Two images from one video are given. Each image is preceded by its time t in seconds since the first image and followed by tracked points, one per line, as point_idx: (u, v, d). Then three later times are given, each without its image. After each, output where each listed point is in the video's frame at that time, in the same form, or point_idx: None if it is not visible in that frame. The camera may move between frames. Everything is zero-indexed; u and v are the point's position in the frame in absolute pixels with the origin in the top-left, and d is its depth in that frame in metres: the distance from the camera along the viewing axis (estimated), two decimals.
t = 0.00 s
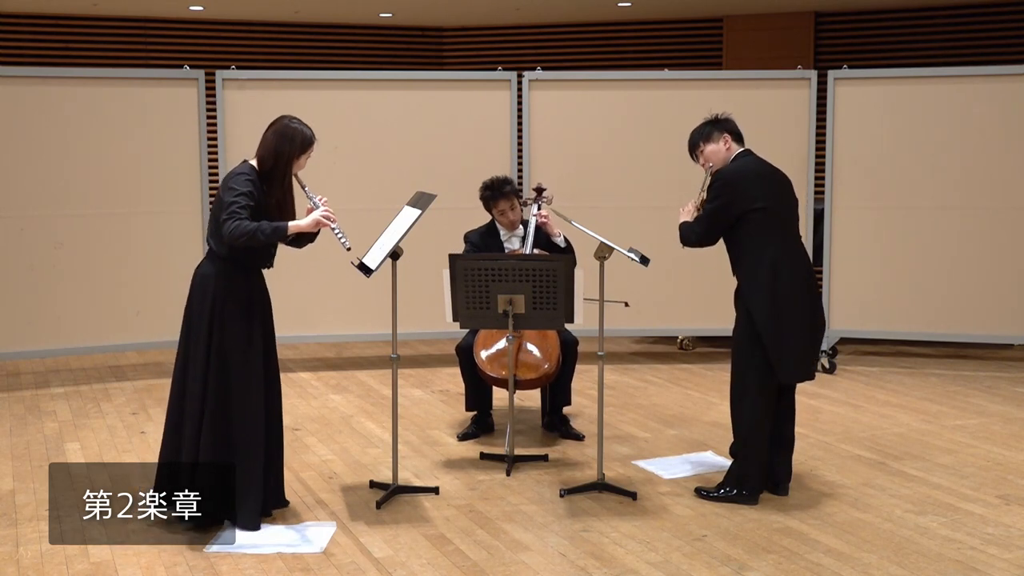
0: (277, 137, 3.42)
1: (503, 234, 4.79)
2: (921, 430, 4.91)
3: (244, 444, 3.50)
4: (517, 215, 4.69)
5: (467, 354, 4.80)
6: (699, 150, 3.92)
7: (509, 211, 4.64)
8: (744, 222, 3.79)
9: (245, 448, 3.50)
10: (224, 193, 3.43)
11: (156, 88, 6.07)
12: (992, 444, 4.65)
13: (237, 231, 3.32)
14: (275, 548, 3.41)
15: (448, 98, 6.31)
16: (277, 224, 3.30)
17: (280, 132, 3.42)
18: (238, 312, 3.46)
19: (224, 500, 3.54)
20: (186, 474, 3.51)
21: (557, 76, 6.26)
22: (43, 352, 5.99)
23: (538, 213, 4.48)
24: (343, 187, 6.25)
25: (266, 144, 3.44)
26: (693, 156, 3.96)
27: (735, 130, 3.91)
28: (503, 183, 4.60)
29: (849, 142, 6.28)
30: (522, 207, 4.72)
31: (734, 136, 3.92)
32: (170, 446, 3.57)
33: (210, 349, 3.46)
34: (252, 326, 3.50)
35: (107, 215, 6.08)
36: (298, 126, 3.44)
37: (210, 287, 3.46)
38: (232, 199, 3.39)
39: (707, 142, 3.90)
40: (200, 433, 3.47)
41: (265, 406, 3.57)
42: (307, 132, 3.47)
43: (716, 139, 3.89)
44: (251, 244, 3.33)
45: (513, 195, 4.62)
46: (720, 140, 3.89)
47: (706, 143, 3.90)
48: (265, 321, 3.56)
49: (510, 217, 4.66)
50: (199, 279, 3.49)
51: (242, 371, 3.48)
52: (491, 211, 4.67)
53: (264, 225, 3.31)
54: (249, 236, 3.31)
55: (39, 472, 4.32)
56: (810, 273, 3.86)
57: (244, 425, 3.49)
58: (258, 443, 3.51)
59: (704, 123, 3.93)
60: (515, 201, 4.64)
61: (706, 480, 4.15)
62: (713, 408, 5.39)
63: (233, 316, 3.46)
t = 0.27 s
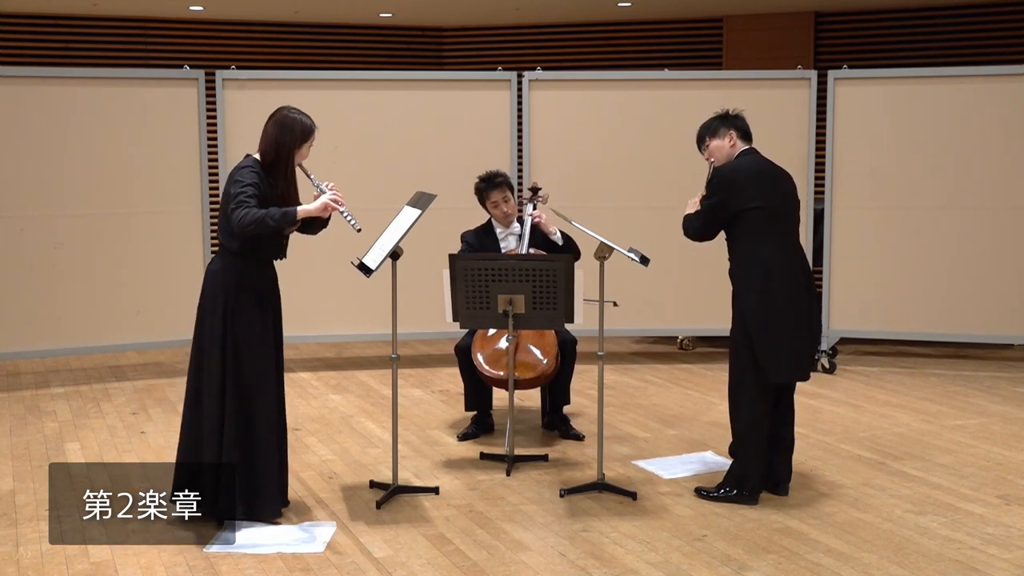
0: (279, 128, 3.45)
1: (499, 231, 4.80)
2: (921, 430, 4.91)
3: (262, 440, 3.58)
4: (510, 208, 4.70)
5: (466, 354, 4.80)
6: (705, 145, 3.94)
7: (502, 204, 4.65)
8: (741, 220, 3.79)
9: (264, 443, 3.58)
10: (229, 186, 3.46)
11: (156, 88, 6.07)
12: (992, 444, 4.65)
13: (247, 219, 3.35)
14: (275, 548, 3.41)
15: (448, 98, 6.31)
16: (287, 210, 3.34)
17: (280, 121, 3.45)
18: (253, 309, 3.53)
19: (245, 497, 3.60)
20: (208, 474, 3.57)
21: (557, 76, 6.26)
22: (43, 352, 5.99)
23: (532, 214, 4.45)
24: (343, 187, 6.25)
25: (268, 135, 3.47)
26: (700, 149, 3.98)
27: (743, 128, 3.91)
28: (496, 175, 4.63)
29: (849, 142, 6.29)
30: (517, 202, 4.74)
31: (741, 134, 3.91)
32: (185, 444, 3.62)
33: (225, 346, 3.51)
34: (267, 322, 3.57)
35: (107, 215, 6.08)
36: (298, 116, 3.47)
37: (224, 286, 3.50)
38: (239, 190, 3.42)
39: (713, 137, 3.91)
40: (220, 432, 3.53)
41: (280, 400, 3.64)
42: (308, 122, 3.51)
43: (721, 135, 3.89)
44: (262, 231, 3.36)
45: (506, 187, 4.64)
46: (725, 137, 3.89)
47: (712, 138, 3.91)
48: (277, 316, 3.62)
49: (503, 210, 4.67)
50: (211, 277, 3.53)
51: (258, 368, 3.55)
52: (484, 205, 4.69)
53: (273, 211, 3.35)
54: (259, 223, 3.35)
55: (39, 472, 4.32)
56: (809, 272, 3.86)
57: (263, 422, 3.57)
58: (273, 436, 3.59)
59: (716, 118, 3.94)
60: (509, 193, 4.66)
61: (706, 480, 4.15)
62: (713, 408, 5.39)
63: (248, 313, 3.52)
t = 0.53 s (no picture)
0: (271, 121, 3.45)
1: (497, 229, 4.80)
2: (921, 430, 4.91)
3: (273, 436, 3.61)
4: (509, 203, 4.69)
5: (465, 354, 4.80)
6: (714, 137, 3.94)
7: (500, 198, 4.65)
8: (741, 217, 3.79)
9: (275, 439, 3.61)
10: (230, 185, 3.47)
11: (156, 88, 6.07)
12: (992, 444, 4.65)
13: (252, 209, 3.35)
14: (275, 548, 3.41)
15: (448, 98, 6.31)
16: (291, 196, 3.33)
17: (273, 114, 3.44)
18: (263, 305, 3.54)
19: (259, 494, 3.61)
20: (221, 474, 3.55)
21: (558, 76, 6.27)
22: (44, 352, 5.99)
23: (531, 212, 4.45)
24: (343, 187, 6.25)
25: (262, 128, 3.47)
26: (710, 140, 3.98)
27: (754, 126, 3.89)
28: (495, 169, 4.65)
29: (849, 142, 6.29)
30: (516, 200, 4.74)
31: (751, 131, 3.89)
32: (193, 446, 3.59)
33: (237, 344, 3.51)
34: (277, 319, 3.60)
35: (107, 215, 6.08)
36: (289, 106, 3.45)
37: (235, 285, 3.50)
38: (240, 184, 3.42)
39: (721, 131, 3.90)
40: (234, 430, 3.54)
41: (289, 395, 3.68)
42: (299, 111, 3.49)
43: (730, 130, 3.88)
44: (268, 220, 3.35)
45: (506, 181, 4.65)
46: (733, 132, 3.87)
47: (721, 131, 3.90)
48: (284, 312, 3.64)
49: (501, 204, 4.66)
50: (219, 277, 3.50)
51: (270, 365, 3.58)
52: (483, 199, 4.69)
53: (276, 199, 3.34)
54: (265, 212, 3.34)
55: (39, 472, 4.32)
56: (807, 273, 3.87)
57: (275, 418, 3.60)
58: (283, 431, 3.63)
59: (729, 112, 3.92)
60: (508, 188, 4.66)
61: (706, 481, 4.15)
62: (713, 408, 5.38)
63: (259, 311, 3.54)
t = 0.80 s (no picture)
0: (260, 118, 3.44)
1: (498, 227, 4.80)
2: (921, 430, 4.91)
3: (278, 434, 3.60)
4: (510, 202, 4.68)
5: (465, 354, 4.80)
6: (724, 130, 3.91)
7: (502, 196, 4.64)
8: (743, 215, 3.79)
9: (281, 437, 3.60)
10: (227, 186, 3.47)
11: (156, 88, 6.08)
12: (992, 444, 4.65)
13: (254, 204, 3.35)
14: (275, 547, 3.41)
15: (448, 98, 6.31)
16: (291, 187, 3.34)
17: (261, 109, 3.44)
18: (265, 303, 3.54)
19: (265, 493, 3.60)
20: (225, 474, 3.54)
21: (558, 76, 6.27)
22: (44, 352, 5.99)
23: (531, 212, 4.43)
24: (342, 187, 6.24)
25: (253, 125, 3.47)
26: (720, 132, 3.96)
27: (764, 123, 3.86)
28: (499, 166, 4.66)
29: (848, 142, 6.28)
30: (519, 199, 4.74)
31: (761, 129, 3.86)
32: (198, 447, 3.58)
33: (239, 342, 3.51)
34: (282, 317, 3.59)
35: (108, 215, 6.08)
36: (277, 100, 3.44)
37: (237, 284, 3.50)
38: (237, 183, 3.42)
39: (731, 125, 3.87)
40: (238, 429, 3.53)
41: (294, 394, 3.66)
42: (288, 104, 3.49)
43: (740, 125, 3.86)
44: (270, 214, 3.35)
45: (509, 180, 4.66)
46: (742, 128, 3.85)
47: (731, 125, 3.88)
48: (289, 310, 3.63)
49: (502, 201, 4.65)
50: (223, 275, 3.50)
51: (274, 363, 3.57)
52: (484, 195, 4.68)
53: (276, 192, 3.35)
54: (267, 206, 3.34)
55: (39, 472, 4.32)
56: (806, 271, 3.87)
57: (280, 417, 3.59)
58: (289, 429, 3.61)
59: (741, 107, 3.90)
60: (511, 186, 4.66)
61: (706, 481, 4.15)
62: (713, 407, 5.39)
63: (262, 309, 3.53)
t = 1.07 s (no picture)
0: (254, 118, 3.45)
1: (501, 227, 4.80)
2: (921, 430, 4.91)
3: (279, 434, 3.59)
4: (514, 204, 4.68)
5: (465, 353, 4.80)
6: (731, 127, 3.91)
7: (508, 198, 4.64)
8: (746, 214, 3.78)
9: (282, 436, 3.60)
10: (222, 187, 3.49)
11: (156, 88, 6.08)
12: (992, 445, 4.65)
13: (244, 213, 3.36)
14: (275, 548, 3.41)
15: (448, 98, 6.31)
16: (277, 195, 3.33)
17: (255, 111, 3.45)
18: (264, 303, 3.54)
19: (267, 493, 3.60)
20: (224, 475, 3.53)
21: (558, 76, 6.27)
22: (45, 352, 5.99)
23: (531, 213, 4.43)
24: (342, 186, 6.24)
25: (248, 127, 3.48)
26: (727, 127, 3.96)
27: (772, 122, 3.85)
28: (507, 167, 4.64)
29: (849, 142, 6.29)
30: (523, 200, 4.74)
31: (768, 128, 3.86)
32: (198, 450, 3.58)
33: (238, 343, 3.51)
34: (282, 316, 3.58)
35: (108, 215, 6.08)
36: (271, 100, 3.45)
37: (237, 284, 3.50)
38: (231, 189, 3.44)
39: (739, 123, 3.87)
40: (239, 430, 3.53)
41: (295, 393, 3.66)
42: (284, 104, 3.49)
43: (748, 123, 3.85)
44: (259, 222, 3.36)
45: (515, 182, 4.65)
46: (750, 126, 3.85)
47: (738, 123, 3.87)
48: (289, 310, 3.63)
49: (507, 203, 4.65)
50: (222, 276, 3.50)
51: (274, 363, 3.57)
52: (488, 196, 4.68)
53: (264, 201, 3.34)
54: (255, 214, 3.34)
55: (39, 472, 4.32)
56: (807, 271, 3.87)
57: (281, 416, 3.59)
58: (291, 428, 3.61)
59: (749, 103, 3.89)
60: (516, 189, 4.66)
61: (706, 481, 4.15)
62: (713, 408, 5.39)
63: (262, 309, 3.53)
